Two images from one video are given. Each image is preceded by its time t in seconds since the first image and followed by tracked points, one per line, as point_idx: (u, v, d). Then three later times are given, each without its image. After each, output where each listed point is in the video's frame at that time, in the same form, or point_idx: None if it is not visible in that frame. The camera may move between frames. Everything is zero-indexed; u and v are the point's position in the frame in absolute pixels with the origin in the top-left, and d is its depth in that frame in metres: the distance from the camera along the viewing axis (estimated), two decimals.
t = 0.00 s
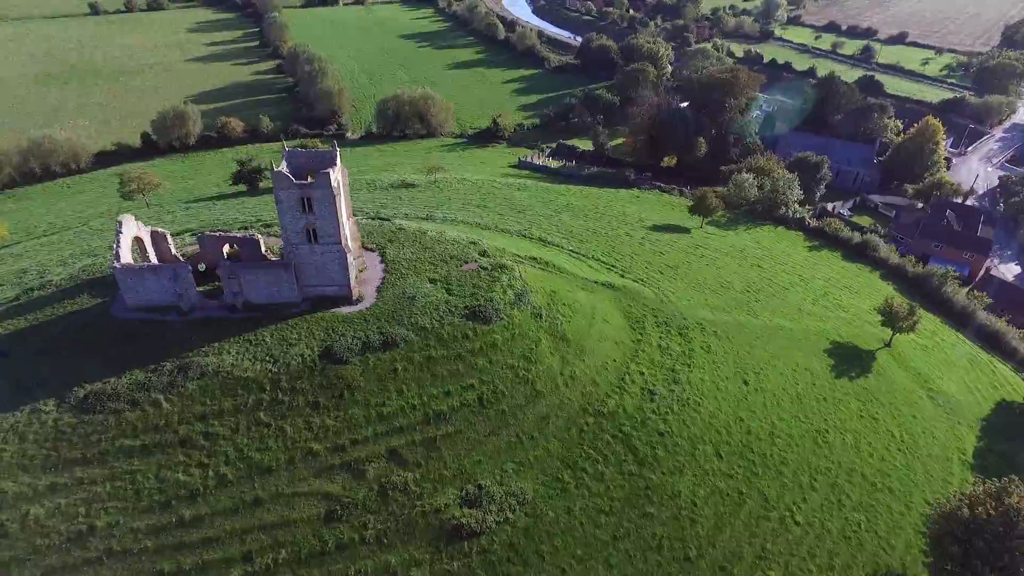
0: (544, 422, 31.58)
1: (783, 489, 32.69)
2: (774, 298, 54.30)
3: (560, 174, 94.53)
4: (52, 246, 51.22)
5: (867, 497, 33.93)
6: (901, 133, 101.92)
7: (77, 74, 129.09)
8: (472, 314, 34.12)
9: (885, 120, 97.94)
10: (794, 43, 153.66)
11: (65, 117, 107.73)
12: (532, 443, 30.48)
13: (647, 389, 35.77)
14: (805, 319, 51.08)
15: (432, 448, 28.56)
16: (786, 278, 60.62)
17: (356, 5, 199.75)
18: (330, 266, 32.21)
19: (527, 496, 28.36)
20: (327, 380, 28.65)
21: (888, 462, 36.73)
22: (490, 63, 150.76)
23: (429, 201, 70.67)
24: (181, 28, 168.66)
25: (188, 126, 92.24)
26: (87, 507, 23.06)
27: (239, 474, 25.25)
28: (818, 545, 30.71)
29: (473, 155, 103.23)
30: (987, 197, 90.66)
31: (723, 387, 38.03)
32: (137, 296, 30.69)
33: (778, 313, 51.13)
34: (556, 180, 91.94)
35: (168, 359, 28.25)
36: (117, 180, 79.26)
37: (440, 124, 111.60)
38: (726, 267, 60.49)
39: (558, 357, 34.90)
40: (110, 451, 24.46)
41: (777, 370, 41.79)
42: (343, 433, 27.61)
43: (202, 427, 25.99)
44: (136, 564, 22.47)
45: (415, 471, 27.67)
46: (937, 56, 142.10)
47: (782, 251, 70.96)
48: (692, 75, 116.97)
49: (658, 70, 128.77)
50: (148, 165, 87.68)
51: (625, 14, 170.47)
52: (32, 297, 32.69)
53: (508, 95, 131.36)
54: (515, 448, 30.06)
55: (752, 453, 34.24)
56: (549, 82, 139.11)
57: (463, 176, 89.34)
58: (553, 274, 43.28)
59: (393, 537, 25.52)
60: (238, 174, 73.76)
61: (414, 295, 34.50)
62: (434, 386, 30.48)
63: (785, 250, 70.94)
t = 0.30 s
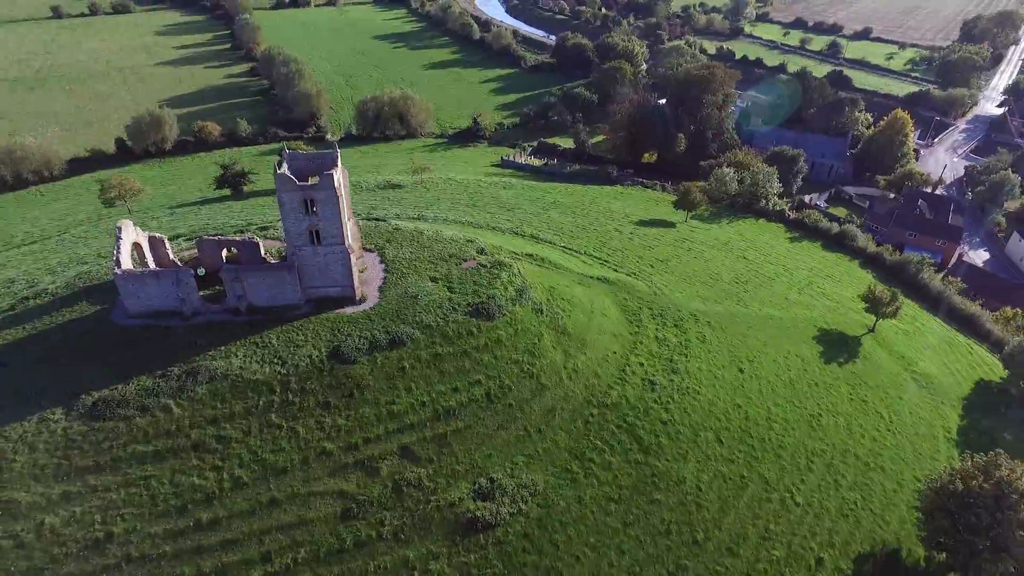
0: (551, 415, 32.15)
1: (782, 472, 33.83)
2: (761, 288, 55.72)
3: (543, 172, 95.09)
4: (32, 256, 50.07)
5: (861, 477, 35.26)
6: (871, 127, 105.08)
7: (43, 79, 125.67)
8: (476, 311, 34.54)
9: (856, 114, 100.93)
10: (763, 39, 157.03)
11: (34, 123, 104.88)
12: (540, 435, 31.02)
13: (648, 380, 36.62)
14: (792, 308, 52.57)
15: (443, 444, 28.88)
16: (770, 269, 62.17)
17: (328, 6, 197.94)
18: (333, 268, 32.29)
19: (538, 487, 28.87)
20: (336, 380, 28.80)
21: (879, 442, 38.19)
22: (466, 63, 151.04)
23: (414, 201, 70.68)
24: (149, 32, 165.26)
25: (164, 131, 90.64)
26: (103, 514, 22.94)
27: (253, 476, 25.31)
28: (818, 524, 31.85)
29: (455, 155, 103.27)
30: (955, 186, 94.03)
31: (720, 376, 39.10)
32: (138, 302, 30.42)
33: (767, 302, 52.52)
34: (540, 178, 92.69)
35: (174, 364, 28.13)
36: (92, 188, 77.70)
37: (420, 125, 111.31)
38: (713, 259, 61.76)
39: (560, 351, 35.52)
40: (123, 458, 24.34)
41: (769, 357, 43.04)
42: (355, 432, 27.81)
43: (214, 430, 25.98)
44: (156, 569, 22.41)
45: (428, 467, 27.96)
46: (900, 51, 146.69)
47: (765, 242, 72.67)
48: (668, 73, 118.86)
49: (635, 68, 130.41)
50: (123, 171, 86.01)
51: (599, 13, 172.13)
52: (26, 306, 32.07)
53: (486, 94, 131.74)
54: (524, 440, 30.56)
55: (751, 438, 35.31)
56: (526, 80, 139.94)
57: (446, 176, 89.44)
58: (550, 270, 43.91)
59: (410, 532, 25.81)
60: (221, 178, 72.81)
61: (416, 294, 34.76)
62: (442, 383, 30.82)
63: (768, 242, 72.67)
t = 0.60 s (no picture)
0: (557, 407, 32.72)
1: (780, 456, 34.90)
2: (749, 279, 57.06)
3: (527, 170, 95.54)
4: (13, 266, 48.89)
5: (855, 458, 36.54)
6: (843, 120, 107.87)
7: (9, 85, 122.12)
8: (479, 307, 34.96)
9: (829, 107, 103.53)
10: (735, 37, 159.93)
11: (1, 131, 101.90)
12: (548, 427, 31.56)
13: (648, 371, 37.46)
14: (781, 297, 53.97)
15: (454, 439, 29.23)
16: (756, 261, 63.65)
17: (300, 7, 195.77)
18: (337, 268, 32.37)
19: (549, 478, 29.39)
20: (346, 379, 28.97)
21: (871, 424, 39.58)
22: (443, 63, 150.93)
23: (399, 202, 70.56)
24: (117, 35, 161.54)
25: (141, 135, 88.94)
26: (121, 520, 22.87)
27: (269, 477, 25.39)
28: (817, 504, 32.97)
29: (438, 155, 103.08)
30: (925, 176, 97.01)
31: (717, 366, 40.10)
32: (140, 308, 30.16)
33: (756, 292, 53.84)
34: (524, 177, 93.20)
35: (182, 368, 28.00)
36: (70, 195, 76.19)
37: (400, 125, 110.53)
38: (700, 252, 62.98)
39: (563, 345, 36.10)
40: (137, 463, 24.26)
41: (762, 346, 44.22)
42: (367, 430, 28.02)
43: (227, 433, 25.99)
44: (177, 573, 22.40)
45: (440, 462, 28.28)
46: (867, 46, 150.75)
47: (748, 235, 74.21)
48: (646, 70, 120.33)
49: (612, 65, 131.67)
50: (99, 177, 84.17)
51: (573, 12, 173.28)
52: (23, 314, 31.56)
53: (465, 94, 131.84)
54: (533, 433, 31.07)
55: (750, 424, 36.35)
56: (504, 80, 140.38)
57: (431, 176, 89.31)
58: (547, 266, 44.47)
59: (427, 527, 26.12)
60: (205, 182, 71.82)
61: (419, 293, 35.00)
62: (451, 379, 31.16)
63: (751, 234, 74.24)
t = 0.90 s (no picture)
0: (563, 399, 33.30)
1: (779, 440, 35.98)
2: (738, 271, 58.32)
3: (511, 168, 95.95)
4: None
5: (849, 440, 37.79)
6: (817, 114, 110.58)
7: None
8: (482, 304, 35.39)
9: (803, 102, 106.05)
10: (706, 34, 162.60)
11: None
12: (555, 419, 32.11)
13: (648, 362, 38.30)
14: (769, 287, 55.31)
15: (465, 434, 29.57)
16: (743, 252, 65.00)
17: (272, 8, 193.32)
18: (341, 268, 32.46)
19: (559, 469, 29.90)
20: (356, 377, 29.16)
21: (863, 406, 40.94)
22: (421, 63, 150.61)
23: (384, 202, 70.36)
24: (84, 39, 157.73)
25: (117, 140, 87.37)
26: (139, 525, 22.82)
27: (285, 476, 25.49)
28: (816, 485, 34.06)
29: (420, 155, 102.92)
30: (897, 167, 99.86)
31: (714, 355, 41.10)
32: (144, 313, 29.94)
33: (745, 283, 55.08)
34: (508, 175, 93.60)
35: (191, 372, 27.93)
36: (45, 204, 74.36)
37: (381, 126, 109.34)
38: (688, 245, 64.09)
39: (565, 338, 36.68)
40: (153, 467, 24.23)
41: (755, 335, 45.37)
42: (379, 427, 28.24)
43: (241, 434, 26.03)
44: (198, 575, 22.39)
45: (452, 457, 28.60)
46: (835, 42, 154.55)
47: (733, 227, 75.67)
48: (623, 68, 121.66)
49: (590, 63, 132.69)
50: (74, 184, 82.41)
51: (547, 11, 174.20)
52: (23, 322, 31.16)
53: (444, 94, 131.77)
54: (541, 425, 31.56)
55: (748, 411, 37.37)
56: (482, 79, 140.53)
57: (416, 176, 89.10)
58: (544, 261, 45.05)
59: (443, 520, 26.42)
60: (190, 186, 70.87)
61: (423, 291, 35.26)
62: (458, 375, 31.51)
63: (736, 227, 75.74)
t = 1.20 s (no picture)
0: (568, 390, 33.87)
1: (776, 425, 37.01)
2: (726, 262, 59.55)
3: (495, 167, 96.07)
4: None
5: (842, 422, 39.02)
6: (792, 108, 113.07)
7: None
8: (485, 299, 35.79)
9: (778, 96, 108.26)
10: (678, 31, 164.96)
11: None
12: (561, 410, 32.66)
13: (648, 352, 39.11)
14: (757, 277, 56.64)
15: (475, 428, 29.94)
16: (729, 244, 66.34)
17: (242, 10, 190.39)
18: (344, 268, 32.58)
19: (568, 459, 30.42)
20: (365, 375, 29.37)
21: (853, 389, 42.30)
22: (397, 63, 150.00)
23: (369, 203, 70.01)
24: (48, 43, 153.36)
25: (92, 145, 85.39)
26: (157, 528, 22.76)
27: (301, 475, 25.58)
28: (813, 466, 35.18)
29: (403, 155, 102.40)
30: (870, 159, 102.67)
31: (710, 344, 42.07)
32: (147, 317, 29.68)
33: (734, 274, 56.32)
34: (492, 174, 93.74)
35: (200, 374, 27.85)
36: (18, 213, 72.23)
37: (362, 127, 107.83)
38: (676, 239, 65.19)
39: (566, 331, 37.27)
40: (167, 471, 24.18)
41: (747, 323, 46.53)
42: (391, 424, 28.47)
43: (254, 435, 26.06)
44: None
45: (463, 451, 28.93)
46: (804, 38, 158.15)
47: (717, 220, 77.09)
48: (601, 65, 122.70)
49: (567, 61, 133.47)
50: (47, 191, 80.22)
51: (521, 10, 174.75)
52: (20, 329, 30.67)
53: (423, 94, 131.41)
54: (548, 417, 32.08)
55: (746, 396, 38.39)
56: (459, 79, 140.46)
57: (400, 176, 88.65)
58: (540, 257, 45.62)
59: (458, 513, 26.74)
60: (172, 191, 69.66)
61: (425, 288, 35.53)
62: (466, 370, 31.87)
63: (720, 220, 77.19)
